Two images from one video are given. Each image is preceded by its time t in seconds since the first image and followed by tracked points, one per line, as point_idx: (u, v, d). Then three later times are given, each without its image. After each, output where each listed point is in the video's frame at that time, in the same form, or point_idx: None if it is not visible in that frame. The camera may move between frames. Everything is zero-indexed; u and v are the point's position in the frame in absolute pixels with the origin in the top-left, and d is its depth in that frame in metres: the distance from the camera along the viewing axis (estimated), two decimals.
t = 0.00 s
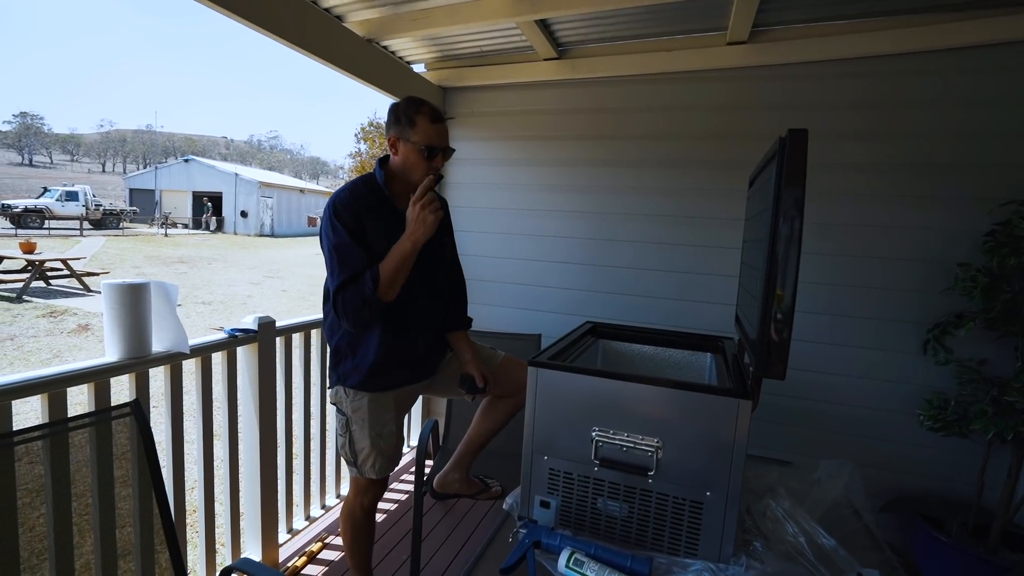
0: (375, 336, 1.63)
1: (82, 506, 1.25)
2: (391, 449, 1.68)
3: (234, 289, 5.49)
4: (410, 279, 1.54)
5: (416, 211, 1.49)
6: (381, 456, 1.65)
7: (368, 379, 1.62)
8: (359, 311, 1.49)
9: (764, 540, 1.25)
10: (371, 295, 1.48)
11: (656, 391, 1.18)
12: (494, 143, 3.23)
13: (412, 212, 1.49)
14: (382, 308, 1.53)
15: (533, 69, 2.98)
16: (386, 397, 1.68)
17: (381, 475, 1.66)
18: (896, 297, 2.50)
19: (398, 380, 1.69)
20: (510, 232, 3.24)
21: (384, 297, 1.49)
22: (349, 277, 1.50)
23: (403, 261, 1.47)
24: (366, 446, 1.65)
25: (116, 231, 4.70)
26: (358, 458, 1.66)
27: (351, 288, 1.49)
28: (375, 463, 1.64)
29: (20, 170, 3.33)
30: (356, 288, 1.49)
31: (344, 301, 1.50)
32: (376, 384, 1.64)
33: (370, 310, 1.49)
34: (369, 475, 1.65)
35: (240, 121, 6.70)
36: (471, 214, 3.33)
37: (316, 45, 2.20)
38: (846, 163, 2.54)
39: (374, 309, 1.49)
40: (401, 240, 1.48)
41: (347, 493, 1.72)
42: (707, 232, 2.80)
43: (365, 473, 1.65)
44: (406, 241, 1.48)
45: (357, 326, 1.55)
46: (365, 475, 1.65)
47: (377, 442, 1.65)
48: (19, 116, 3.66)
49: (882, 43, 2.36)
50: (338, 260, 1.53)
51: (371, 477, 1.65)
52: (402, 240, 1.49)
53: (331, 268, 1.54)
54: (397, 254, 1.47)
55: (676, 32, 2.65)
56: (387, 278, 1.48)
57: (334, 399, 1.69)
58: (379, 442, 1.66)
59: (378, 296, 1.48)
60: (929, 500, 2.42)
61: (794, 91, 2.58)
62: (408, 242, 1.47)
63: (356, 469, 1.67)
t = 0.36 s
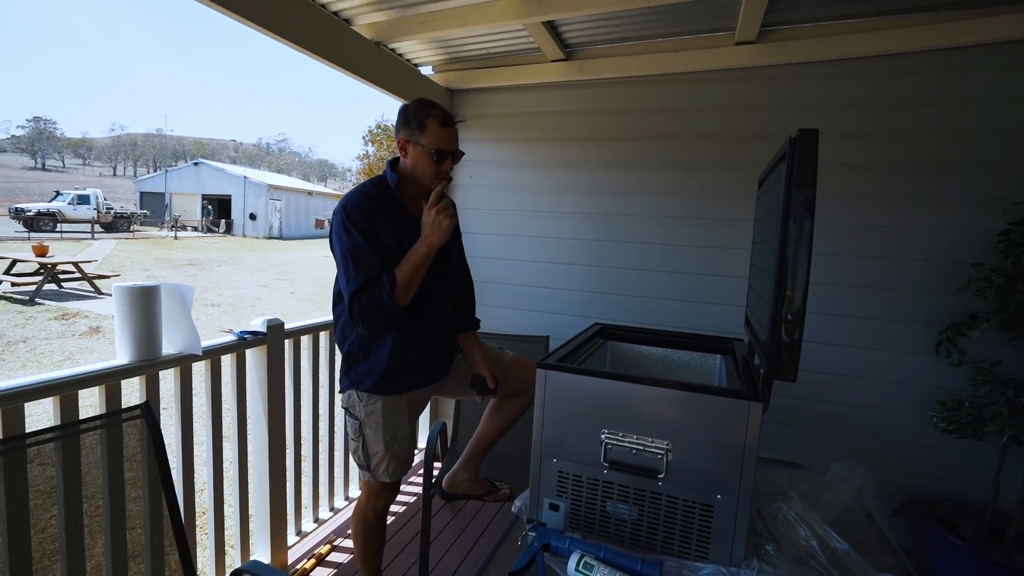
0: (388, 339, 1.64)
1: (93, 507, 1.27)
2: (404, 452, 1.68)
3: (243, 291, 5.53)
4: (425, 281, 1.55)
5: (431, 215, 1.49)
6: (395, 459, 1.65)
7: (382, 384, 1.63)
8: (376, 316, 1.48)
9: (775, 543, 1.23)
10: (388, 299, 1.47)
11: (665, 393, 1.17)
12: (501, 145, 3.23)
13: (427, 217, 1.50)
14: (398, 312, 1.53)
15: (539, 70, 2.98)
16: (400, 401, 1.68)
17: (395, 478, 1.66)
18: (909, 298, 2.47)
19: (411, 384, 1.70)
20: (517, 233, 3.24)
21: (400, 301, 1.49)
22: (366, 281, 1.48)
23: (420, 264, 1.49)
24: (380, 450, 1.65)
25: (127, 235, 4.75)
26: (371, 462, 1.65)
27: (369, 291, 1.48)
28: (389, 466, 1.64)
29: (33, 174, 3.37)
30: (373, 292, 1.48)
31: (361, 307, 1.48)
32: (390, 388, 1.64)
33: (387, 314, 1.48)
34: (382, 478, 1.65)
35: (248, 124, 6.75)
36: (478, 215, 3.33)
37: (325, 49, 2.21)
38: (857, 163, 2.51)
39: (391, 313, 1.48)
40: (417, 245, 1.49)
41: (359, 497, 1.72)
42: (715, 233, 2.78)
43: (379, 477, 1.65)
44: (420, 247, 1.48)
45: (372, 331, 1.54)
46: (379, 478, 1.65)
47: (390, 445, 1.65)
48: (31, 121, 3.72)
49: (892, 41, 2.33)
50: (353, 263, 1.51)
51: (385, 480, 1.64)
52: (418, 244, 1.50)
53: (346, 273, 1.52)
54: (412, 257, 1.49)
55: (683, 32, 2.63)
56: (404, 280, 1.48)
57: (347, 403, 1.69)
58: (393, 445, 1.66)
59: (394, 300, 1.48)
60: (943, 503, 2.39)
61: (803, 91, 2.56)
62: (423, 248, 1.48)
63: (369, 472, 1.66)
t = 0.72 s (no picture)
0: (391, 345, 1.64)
1: (83, 517, 1.25)
2: (401, 461, 1.67)
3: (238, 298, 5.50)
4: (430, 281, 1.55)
5: (431, 219, 1.49)
6: (392, 468, 1.64)
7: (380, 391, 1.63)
8: (384, 319, 1.46)
9: (772, 550, 1.23)
10: (399, 300, 1.46)
11: (660, 400, 1.17)
12: (496, 152, 3.24)
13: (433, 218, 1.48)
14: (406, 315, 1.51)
15: (534, 78, 3.00)
16: (396, 408, 1.67)
17: (392, 488, 1.65)
18: (902, 304, 2.49)
19: (409, 390, 1.70)
20: (512, 240, 3.24)
21: (410, 304, 1.48)
22: (374, 285, 1.46)
23: (428, 267, 1.49)
24: (377, 459, 1.64)
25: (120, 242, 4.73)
26: (368, 471, 1.64)
27: (376, 293, 1.46)
28: (386, 476, 1.63)
29: (27, 182, 3.35)
30: (382, 296, 1.46)
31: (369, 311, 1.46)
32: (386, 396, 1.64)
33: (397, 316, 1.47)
34: (379, 488, 1.64)
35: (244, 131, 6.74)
36: (473, 222, 3.33)
37: (320, 57, 2.22)
38: (849, 170, 2.54)
39: (398, 317, 1.47)
40: (425, 246, 1.48)
41: (356, 507, 1.71)
42: (710, 239, 2.79)
43: (375, 486, 1.64)
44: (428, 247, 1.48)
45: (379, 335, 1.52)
46: (375, 488, 1.64)
47: (387, 454, 1.64)
48: (25, 128, 3.69)
49: (882, 50, 2.36)
50: (357, 268, 1.49)
51: (381, 490, 1.64)
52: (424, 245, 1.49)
53: (351, 277, 1.50)
54: (420, 259, 1.48)
55: (676, 41, 2.66)
56: (411, 283, 1.47)
57: (343, 412, 1.68)
58: (390, 454, 1.65)
59: (405, 301, 1.47)
60: (938, 509, 2.40)
61: (796, 99, 2.58)
62: (430, 249, 1.48)
63: (365, 482, 1.65)
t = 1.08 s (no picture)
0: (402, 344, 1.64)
1: (84, 520, 1.24)
2: (404, 463, 1.67)
3: (238, 300, 5.49)
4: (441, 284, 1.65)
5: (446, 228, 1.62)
6: (395, 471, 1.63)
7: (383, 392, 1.62)
8: (400, 319, 1.47)
9: (774, 550, 1.22)
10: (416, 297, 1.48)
11: (661, 400, 1.17)
12: (496, 152, 3.24)
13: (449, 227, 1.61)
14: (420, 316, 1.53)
15: (534, 78, 2.99)
16: (399, 410, 1.67)
17: (394, 491, 1.64)
18: (903, 303, 2.48)
19: (414, 392, 1.69)
20: (512, 240, 3.23)
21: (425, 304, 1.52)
22: (389, 282, 1.47)
23: (443, 269, 1.58)
24: (380, 462, 1.63)
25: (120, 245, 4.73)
26: (371, 474, 1.64)
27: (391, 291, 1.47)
28: (389, 479, 1.62)
29: (26, 185, 3.34)
30: (398, 293, 1.47)
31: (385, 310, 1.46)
32: (389, 397, 1.63)
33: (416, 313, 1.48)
34: (382, 491, 1.63)
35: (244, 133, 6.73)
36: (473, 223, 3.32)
37: (318, 58, 2.21)
38: (849, 168, 2.53)
39: (414, 316, 1.49)
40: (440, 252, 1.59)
41: (358, 510, 1.70)
42: (710, 238, 2.78)
43: (379, 489, 1.63)
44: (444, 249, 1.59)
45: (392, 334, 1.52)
46: (379, 491, 1.63)
47: (390, 457, 1.64)
48: (25, 132, 3.69)
49: (881, 48, 2.36)
50: (370, 267, 1.49)
51: (385, 493, 1.63)
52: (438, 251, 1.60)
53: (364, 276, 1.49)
54: (436, 263, 1.58)
55: (676, 40, 2.65)
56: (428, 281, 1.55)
57: (344, 416, 1.68)
58: (393, 457, 1.64)
59: (423, 297, 1.50)
60: (940, 508, 2.39)
61: (795, 97, 2.58)
62: (446, 254, 1.60)
63: (369, 486, 1.65)
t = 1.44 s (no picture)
0: (381, 357, 1.63)
1: (80, 525, 1.24)
2: (406, 467, 1.67)
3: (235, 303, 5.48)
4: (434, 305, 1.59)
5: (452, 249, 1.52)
6: (396, 474, 1.63)
7: (381, 398, 1.62)
8: (381, 335, 1.47)
9: (770, 549, 1.23)
10: (395, 318, 1.47)
11: (657, 399, 1.17)
12: (492, 153, 3.24)
13: (453, 250, 1.51)
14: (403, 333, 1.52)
15: (528, 79, 3.00)
16: (400, 413, 1.67)
17: (396, 494, 1.64)
18: (899, 301, 2.49)
19: (412, 398, 1.69)
20: (509, 241, 3.23)
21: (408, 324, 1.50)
22: (366, 300, 1.47)
23: (434, 292, 1.52)
24: (382, 466, 1.63)
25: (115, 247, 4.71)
26: (373, 479, 1.64)
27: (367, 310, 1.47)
28: (391, 482, 1.62)
29: (22, 188, 3.32)
30: (375, 312, 1.47)
31: (366, 324, 1.47)
32: (389, 402, 1.63)
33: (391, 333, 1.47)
34: (384, 494, 1.63)
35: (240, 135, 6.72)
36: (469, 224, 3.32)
37: (313, 60, 2.21)
38: (844, 167, 2.54)
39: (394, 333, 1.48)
40: (437, 274, 1.52)
41: (359, 513, 1.70)
42: (705, 237, 2.79)
43: (381, 493, 1.63)
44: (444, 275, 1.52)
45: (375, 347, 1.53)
46: (381, 495, 1.64)
47: (392, 460, 1.63)
48: (19, 135, 3.71)
49: (874, 48, 2.37)
50: (354, 277, 1.49)
51: (387, 496, 1.63)
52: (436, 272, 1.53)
53: (348, 287, 1.49)
54: (429, 285, 1.51)
55: (670, 40, 2.66)
56: (415, 301, 1.50)
57: (344, 420, 1.68)
58: (395, 460, 1.64)
59: (402, 317, 1.47)
60: (937, 505, 2.40)
61: (790, 97, 2.58)
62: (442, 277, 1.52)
63: (370, 489, 1.65)
